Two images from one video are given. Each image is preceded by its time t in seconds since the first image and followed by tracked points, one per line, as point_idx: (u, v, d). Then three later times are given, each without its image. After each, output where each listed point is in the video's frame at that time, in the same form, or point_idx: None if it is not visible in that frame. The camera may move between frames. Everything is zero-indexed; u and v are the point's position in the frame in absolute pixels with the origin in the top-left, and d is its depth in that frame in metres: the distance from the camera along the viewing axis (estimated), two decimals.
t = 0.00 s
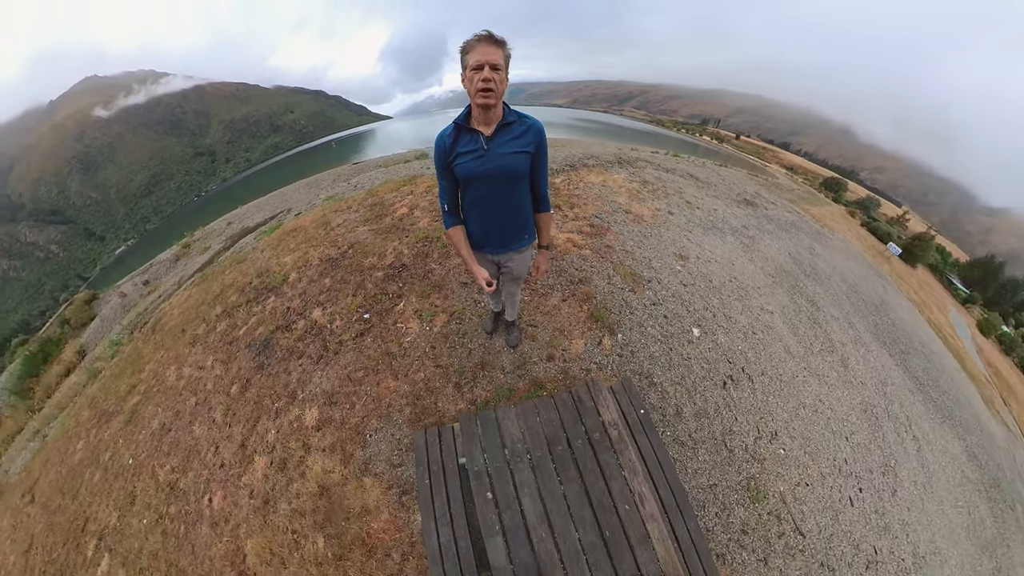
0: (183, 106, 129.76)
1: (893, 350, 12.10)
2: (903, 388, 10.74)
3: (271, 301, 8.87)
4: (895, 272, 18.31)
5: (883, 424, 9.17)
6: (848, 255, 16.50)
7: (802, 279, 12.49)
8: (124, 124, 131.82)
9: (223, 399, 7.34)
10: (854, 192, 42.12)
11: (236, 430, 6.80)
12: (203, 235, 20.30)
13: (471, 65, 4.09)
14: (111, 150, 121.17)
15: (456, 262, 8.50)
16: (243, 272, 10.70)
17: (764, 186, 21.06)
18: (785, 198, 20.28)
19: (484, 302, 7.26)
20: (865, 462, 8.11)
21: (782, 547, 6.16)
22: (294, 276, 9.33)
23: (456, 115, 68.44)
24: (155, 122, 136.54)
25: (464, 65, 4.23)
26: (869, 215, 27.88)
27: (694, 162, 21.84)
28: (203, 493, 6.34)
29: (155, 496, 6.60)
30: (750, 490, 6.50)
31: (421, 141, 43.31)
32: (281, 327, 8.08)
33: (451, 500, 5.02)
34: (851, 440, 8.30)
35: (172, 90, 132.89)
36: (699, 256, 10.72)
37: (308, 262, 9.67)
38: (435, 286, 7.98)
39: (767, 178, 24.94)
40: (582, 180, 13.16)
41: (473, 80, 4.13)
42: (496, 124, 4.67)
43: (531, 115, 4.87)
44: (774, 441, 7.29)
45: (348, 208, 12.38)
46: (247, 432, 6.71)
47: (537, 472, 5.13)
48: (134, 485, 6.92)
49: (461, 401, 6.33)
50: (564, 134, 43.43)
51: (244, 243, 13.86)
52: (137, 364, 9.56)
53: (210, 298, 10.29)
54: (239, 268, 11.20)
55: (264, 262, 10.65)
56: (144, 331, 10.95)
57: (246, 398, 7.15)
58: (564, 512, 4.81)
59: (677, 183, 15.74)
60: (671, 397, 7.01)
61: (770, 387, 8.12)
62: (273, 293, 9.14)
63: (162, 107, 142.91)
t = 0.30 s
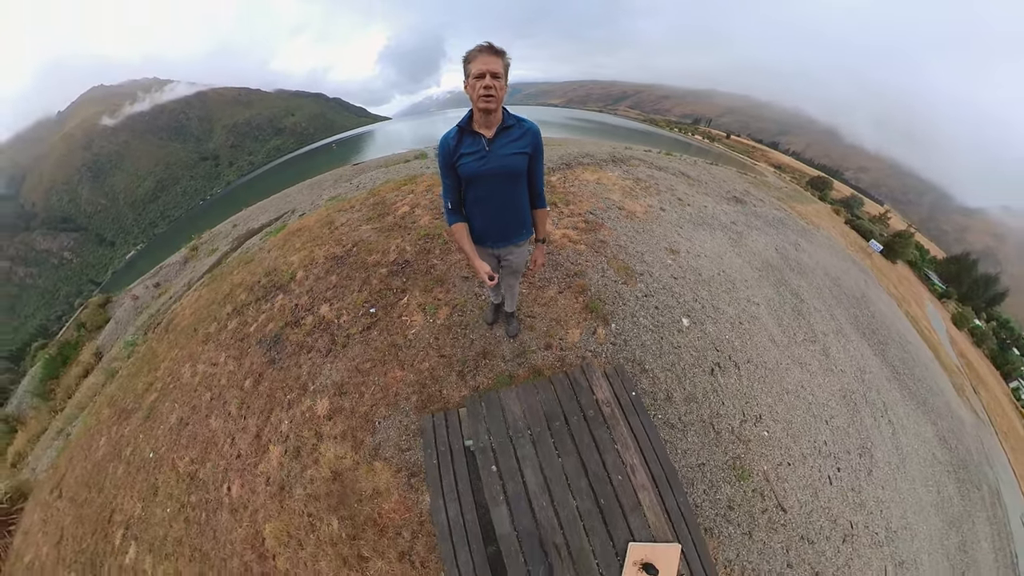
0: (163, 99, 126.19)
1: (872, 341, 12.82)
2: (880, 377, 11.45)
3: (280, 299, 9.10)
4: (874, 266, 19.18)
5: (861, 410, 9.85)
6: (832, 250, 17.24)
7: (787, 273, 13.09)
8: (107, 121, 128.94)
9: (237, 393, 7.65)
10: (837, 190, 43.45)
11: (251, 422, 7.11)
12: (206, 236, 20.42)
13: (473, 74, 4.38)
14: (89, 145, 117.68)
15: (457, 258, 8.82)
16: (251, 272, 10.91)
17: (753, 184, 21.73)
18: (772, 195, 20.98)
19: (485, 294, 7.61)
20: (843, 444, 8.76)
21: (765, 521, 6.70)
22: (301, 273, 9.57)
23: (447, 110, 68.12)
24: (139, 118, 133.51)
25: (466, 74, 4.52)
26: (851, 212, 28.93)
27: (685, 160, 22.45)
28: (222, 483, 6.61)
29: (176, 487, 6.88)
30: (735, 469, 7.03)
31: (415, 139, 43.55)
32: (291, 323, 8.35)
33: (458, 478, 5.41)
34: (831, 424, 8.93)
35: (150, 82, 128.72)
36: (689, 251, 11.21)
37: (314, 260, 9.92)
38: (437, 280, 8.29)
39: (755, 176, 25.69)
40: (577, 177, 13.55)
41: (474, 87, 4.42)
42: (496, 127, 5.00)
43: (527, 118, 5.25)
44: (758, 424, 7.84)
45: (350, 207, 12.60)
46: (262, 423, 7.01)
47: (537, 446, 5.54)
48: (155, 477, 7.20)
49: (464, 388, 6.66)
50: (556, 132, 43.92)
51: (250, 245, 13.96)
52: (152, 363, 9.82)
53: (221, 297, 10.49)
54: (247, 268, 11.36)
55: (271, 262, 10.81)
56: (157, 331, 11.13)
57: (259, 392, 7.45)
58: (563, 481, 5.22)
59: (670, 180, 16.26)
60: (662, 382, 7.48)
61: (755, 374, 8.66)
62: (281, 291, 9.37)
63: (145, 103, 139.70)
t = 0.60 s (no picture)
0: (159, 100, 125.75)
1: (869, 335, 13.02)
2: (878, 370, 11.66)
3: (280, 301, 9.30)
4: (871, 261, 19.37)
5: (858, 401, 10.08)
6: (828, 245, 17.42)
7: (783, 269, 13.26)
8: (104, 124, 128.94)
9: (239, 397, 7.77)
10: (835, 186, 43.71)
11: (254, 426, 7.24)
12: (203, 240, 20.41)
13: (478, 84, 4.60)
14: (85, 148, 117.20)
15: (458, 258, 9.03)
16: (249, 274, 11.11)
17: (749, 182, 21.90)
18: (768, 192, 21.15)
19: (486, 294, 7.80)
20: (841, 435, 8.98)
21: (765, 510, 6.91)
22: (301, 276, 9.77)
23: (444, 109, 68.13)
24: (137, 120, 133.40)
25: (472, 83, 4.72)
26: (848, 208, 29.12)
27: (681, 158, 22.63)
28: (226, 487, 6.76)
29: (178, 492, 7.02)
30: (734, 460, 7.24)
31: (412, 139, 43.65)
32: (291, 326, 8.52)
33: (467, 469, 5.61)
34: (828, 416, 9.16)
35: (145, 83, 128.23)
36: (685, 249, 11.40)
37: (314, 262, 10.09)
38: (438, 281, 8.47)
39: (751, 173, 25.87)
40: (574, 177, 13.74)
41: (480, 96, 4.64)
42: (501, 133, 5.21)
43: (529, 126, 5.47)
44: (756, 416, 8.07)
45: (348, 209, 12.77)
46: (265, 426, 7.14)
47: (544, 434, 5.78)
48: (157, 482, 7.34)
49: (468, 386, 6.82)
50: (553, 131, 43.98)
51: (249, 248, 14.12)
52: (149, 368, 9.92)
53: (218, 300, 10.69)
54: (247, 271, 11.49)
55: (269, 264, 11.04)
56: (153, 336, 11.24)
57: (262, 395, 7.59)
58: (569, 466, 5.45)
59: (666, 179, 16.42)
60: (660, 376, 7.70)
61: (752, 368, 8.88)
62: (281, 294, 9.56)
63: (143, 104, 139.56)
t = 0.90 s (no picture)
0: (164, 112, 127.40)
1: (875, 330, 12.88)
2: (885, 365, 11.54)
3: (274, 306, 9.42)
4: (875, 255, 19.18)
5: (865, 397, 9.97)
6: (830, 240, 17.27)
7: (785, 266, 13.17)
8: (106, 135, 130.40)
9: (232, 404, 7.81)
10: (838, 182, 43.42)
11: (248, 434, 7.24)
12: (196, 246, 20.43)
13: (480, 91, 4.68)
14: (91, 160, 118.68)
15: (455, 260, 9.10)
16: (240, 279, 11.29)
17: (750, 178, 21.82)
18: (769, 189, 21.03)
19: (486, 296, 7.85)
20: (849, 431, 8.88)
21: (773, 507, 6.84)
22: (295, 280, 9.90)
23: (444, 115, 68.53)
24: (138, 130, 134.75)
25: (474, 90, 4.80)
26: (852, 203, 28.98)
27: (680, 157, 22.57)
28: (218, 499, 6.70)
29: (166, 506, 6.93)
30: (740, 457, 7.23)
31: (411, 144, 43.79)
32: (286, 331, 8.63)
33: (472, 467, 5.68)
34: (835, 412, 9.08)
35: (151, 95, 130.05)
36: (684, 248, 11.38)
37: (309, 266, 10.22)
38: (437, 284, 8.54)
39: (751, 170, 25.78)
40: (571, 179, 13.79)
41: (482, 103, 4.73)
42: (501, 139, 5.31)
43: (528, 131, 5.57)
44: (760, 413, 8.03)
45: (342, 213, 12.91)
46: (260, 434, 7.15)
47: (549, 426, 5.83)
48: (145, 495, 7.28)
49: (470, 387, 6.87)
50: (552, 133, 44.01)
51: (238, 253, 14.31)
52: (134, 378, 9.99)
53: (208, 306, 10.82)
54: (236, 275, 11.74)
55: (261, 269, 11.20)
56: (139, 344, 11.42)
57: (256, 402, 7.64)
58: (574, 457, 5.49)
59: (664, 178, 16.40)
60: (661, 374, 7.71)
61: (755, 365, 8.84)
62: (274, 299, 9.68)
63: (145, 115, 141.16)
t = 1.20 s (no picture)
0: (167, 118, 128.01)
1: (880, 325, 12.80)
2: (891, 360, 11.50)
3: (268, 310, 9.52)
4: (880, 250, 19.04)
5: (870, 392, 9.95)
6: (833, 237, 17.16)
7: (785, 262, 13.15)
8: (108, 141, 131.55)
9: (225, 411, 7.77)
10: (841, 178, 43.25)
11: (243, 441, 7.20)
12: (188, 250, 20.30)
13: (480, 100, 4.86)
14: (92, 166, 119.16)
15: (453, 262, 9.26)
16: (232, 283, 11.41)
17: (750, 176, 21.78)
18: (770, 186, 20.95)
19: (485, 297, 7.97)
20: (854, 426, 8.86)
21: (779, 503, 6.87)
22: (290, 283, 10.07)
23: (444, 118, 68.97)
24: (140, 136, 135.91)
25: (474, 98, 4.98)
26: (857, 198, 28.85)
27: (678, 156, 22.55)
28: (211, 508, 6.63)
29: (155, 518, 6.82)
30: (742, 452, 7.30)
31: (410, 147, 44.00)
32: (282, 336, 8.70)
33: (475, 462, 5.65)
34: (840, 407, 9.08)
35: (155, 102, 131.19)
36: (682, 247, 11.43)
37: (303, 270, 10.42)
38: (436, 286, 8.67)
39: (753, 167, 25.70)
40: (568, 179, 13.91)
41: (482, 111, 4.92)
42: (501, 144, 5.49)
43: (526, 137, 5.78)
44: (762, 409, 8.08)
45: (337, 216, 13.10)
46: (256, 441, 7.13)
47: (550, 415, 5.96)
48: (132, 508, 7.15)
49: (472, 387, 6.99)
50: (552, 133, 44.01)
51: (230, 256, 14.44)
52: (119, 387, 9.86)
53: (198, 311, 10.82)
54: (228, 280, 11.80)
55: (254, 272, 11.36)
56: (124, 351, 11.34)
57: (251, 408, 7.62)
58: (575, 445, 5.62)
59: (661, 178, 16.43)
60: (661, 371, 7.81)
61: (756, 362, 8.88)
62: (268, 303, 9.80)
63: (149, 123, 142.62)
